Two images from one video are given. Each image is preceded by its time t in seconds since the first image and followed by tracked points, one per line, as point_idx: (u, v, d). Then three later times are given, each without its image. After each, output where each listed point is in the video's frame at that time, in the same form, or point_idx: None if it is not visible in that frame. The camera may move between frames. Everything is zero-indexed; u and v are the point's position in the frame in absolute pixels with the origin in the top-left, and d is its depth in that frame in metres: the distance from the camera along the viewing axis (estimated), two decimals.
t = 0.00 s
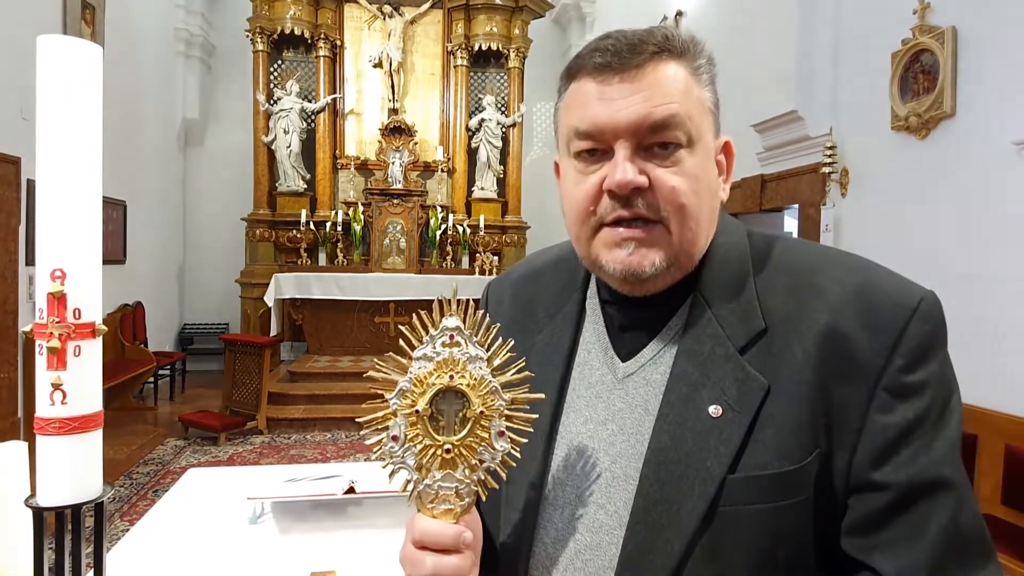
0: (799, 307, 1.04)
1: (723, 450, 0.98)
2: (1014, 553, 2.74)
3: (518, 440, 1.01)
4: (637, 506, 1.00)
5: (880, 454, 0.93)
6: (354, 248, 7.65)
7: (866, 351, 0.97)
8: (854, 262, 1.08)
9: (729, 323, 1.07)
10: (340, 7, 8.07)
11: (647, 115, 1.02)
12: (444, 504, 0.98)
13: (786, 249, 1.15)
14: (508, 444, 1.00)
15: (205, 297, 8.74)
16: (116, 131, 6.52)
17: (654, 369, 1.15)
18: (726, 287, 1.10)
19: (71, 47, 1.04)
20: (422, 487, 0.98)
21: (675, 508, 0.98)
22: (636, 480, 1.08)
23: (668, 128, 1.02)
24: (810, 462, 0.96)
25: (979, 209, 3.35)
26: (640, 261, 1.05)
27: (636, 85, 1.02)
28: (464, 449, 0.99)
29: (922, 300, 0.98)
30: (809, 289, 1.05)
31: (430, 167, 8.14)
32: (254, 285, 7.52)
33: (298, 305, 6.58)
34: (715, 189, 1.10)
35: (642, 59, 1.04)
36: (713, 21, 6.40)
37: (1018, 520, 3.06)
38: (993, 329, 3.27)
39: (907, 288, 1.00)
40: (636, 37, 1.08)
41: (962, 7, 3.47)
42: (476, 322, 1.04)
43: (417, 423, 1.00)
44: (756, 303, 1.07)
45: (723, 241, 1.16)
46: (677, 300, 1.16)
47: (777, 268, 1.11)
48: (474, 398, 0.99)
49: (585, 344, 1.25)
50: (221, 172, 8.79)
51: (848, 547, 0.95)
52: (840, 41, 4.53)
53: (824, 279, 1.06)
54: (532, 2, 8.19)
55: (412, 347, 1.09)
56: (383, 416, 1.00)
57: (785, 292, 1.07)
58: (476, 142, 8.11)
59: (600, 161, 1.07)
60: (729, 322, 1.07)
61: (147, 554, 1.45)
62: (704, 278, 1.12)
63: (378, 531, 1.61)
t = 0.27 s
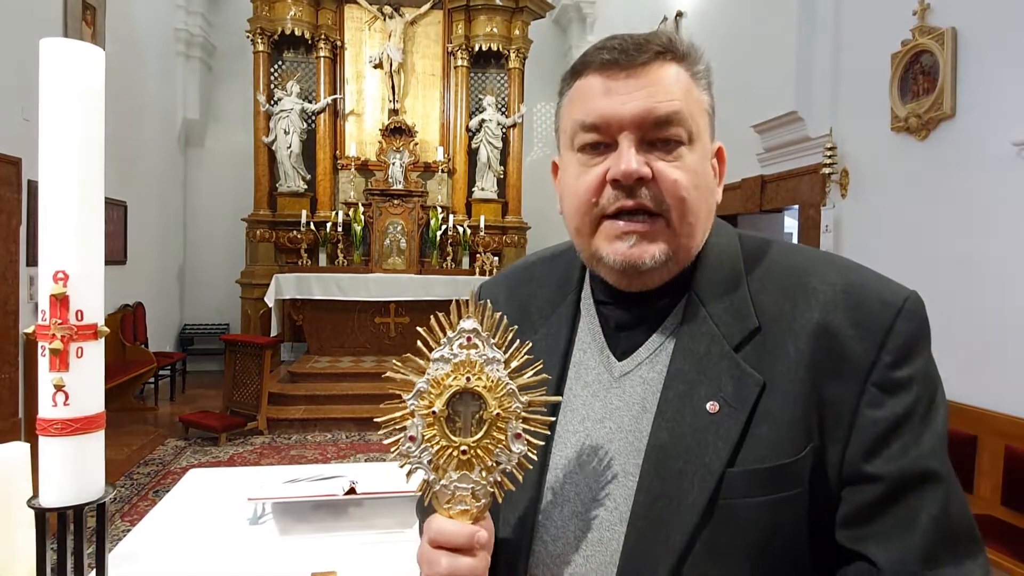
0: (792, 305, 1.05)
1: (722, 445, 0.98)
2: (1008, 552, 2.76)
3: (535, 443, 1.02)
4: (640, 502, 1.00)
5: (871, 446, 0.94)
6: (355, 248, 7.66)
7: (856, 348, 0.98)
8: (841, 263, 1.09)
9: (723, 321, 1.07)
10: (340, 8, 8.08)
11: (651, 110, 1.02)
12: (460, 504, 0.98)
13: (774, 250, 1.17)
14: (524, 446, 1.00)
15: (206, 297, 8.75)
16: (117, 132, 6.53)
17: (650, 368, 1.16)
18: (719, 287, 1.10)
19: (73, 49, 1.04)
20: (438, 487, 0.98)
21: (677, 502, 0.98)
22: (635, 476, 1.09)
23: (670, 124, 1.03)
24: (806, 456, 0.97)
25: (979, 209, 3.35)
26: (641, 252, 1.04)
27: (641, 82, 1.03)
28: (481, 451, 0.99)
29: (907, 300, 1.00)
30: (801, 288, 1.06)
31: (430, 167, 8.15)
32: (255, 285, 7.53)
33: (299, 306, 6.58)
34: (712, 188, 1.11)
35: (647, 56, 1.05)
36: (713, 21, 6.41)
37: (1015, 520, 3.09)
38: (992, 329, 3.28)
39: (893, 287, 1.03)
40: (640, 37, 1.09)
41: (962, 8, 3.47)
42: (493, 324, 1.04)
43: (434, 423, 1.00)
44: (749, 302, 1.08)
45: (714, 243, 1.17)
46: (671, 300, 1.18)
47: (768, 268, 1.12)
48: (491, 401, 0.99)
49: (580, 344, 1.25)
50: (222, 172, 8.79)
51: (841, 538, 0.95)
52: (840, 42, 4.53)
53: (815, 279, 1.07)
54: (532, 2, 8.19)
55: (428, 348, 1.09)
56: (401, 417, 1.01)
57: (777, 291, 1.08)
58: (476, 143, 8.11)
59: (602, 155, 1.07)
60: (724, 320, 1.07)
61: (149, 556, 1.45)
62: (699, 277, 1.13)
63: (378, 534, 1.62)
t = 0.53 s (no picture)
0: (786, 304, 1.06)
1: (722, 440, 0.99)
2: (1005, 551, 2.76)
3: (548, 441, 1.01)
4: (642, 496, 1.00)
5: (865, 440, 0.95)
6: (355, 249, 7.67)
7: (849, 345, 0.99)
8: (834, 264, 1.10)
9: (721, 320, 1.08)
10: (341, 8, 8.09)
11: (656, 111, 1.03)
12: (474, 500, 0.98)
13: (769, 251, 1.18)
14: (538, 444, 0.99)
15: (207, 298, 8.76)
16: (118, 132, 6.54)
17: (650, 366, 1.17)
18: (717, 287, 1.11)
19: (78, 51, 1.05)
20: (452, 483, 0.98)
21: (679, 497, 0.98)
22: (638, 472, 1.09)
23: (673, 126, 1.05)
24: (803, 450, 0.97)
25: (979, 210, 3.36)
26: (644, 249, 1.05)
27: (646, 85, 1.04)
28: (495, 449, 0.99)
29: (897, 299, 1.01)
30: (795, 287, 1.07)
31: (431, 168, 8.16)
32: (256, 286, 7.54)
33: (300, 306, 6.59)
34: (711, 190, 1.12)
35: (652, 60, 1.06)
36: (712, 22, 6.44)
37: (1014, 520, 3.10)
38: (992, 329, 3.28)
39: (883, 287, 1.04)
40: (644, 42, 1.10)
41: (962, 9, 3.48)
42: (509, 322, 1.03)
43: (448, 420, 1.00)
44: (745, 301, 1.08)
45: (710, 245, 1.18)
46: (668, 301, 1.19)
47: (764, 269, 1.13)
48: (505, 399, 0.99)
49: (580, 344, 1.25)
50: (223, 173, 8.81)
51: (836, 529, 0.96)
52: (840, 43, 4.54)
53: (809, 278, 1.08)
54: (533, 3, 8.20)
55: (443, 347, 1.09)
56: (415, 413, 1.01)
57: (773, 291, 1.09)
58: (477, 143, 8.13)
59: (607, 154, 1.08)
60: (721, 319, 1.08)
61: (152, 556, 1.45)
62: (697, 278, 1.13)
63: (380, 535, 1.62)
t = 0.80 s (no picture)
0: (783, 303, 1.07)
1: (722, 437, 0.99)
2: (1007, 551, 2.76)
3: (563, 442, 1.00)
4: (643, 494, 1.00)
5: (861, 437, 0.95)
6: (356, 250, 7.68)
7: (844, 344, 1.00)
8: (830, 265, 1.11)
9: (719, 321, 1.08)
10: (342, 10, 8.11)
11: (654, 116, 1.04)
12: (486, 498, 0.98)
13: (765, 253, 1.18)
14: (552, 445, 0.99)
15: (207, 299, 8.77)
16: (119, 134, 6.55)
17: (650, 366, 1.17)
18: (715, 288, 1.12)
19: (80, 53, 1.06)
20: (466, 479, 0.98)
21: (680, 494, 0.99)
22: (639, 471, 1.10)
23: (672, 131, 1.05)
24: (802, 447, 0.98)
25: (979, 211, 3.36)
26: (642, 251, 1.05)
27: (645, 91, 1.05)
28: (509, 448, 0.99)
29: (890, 300, 1.02)
30: (791, 288, 1.08)
31: (431, 169, 8.17)
32: (256, 287, 7.54)
33: (300, 307, 6.60)
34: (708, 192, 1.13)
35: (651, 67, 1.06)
36: (712, 24, 6.45)
37: (1016, 521, 3.09)
38: (992, 330, 3.29)
39: (877, 288, 1.04)
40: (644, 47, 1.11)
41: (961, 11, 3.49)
42: (527, 324, 1.04)
43: (464, 419, 1.00)
44: (742, 302, 1.09)
45: (708, 247, 1.19)
46: (666, 301, 1.19)
47: (760, 270, 1.14)
48: (521, 399, 0.99)
49: (581, 345, 1.26)
50: (224, 174, 8.82)
51: (833, 524, 0.96)
52: (840, 45, 4.55)
53: (804, 279, 1.08)
54: (533, 5, 8.22)
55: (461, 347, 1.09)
56: (433, 410, 1.01)
57: (769, 292, 1.09)
58: (477, 145, 8.14)
59: (607, 158, 1.08)
60: (720, 319, 1.09)
61: (154, 556, 1.46)
62: (695, 279, 1.14)
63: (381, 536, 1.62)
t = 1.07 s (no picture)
0: (782, 305, 1.07)
1: (723, 438, 0.99)
2: (1005, 552, 2.77)
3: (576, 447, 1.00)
4: (645, 494, 1.01)
5: (860, 437, 0.95)
6: (356, 251, 7.69)
7: (842, 344, 1.00)
8: (828, 266, 1.11)
9: (719, 323, 1.09)
10: (342, 11, 8.12)
11: (654, 120, 1.04)
12: (498, 499, 0.98)
13: (764, 253, 1.19)
14: (564, 449, 0.99)
15: (208, 300, 8.78)
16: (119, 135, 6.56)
17: (652, 367, 1.18)
18: (715, 291, 1.12)
19: (81, 55, 1.06)
20: (479, 479, 0.98)
21: (681, 494, 0.99)
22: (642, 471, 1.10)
23: (669, 134, 1.05)
24: (801, 447, 0.98)
25: (979, 213, 3.36)
26: (643, 253, 1.06)
27: (644, 95, 1.05)
28: (523, 450, 0.98)
29: (889, 300, 1.02)
30: (790, 288, 1.08)
31: (432, 170, 8.18)
32: (257, 288, 7.55)
33: (301, 308, 6.60)
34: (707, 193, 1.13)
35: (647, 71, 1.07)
36: (712, 25, 6.46)
37: (1017, 523, 3.10)
38: (991, 331, 3.29)
39: (875, 288, 1.04)
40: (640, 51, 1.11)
41: (960, 13, 3.49)
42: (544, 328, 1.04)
43: (479, 420, 1.00)
44: (742, 304, 1.09)
45: (708, 248, 1.19)
46: (667, 303, 1.19)
47: (760, 271, 1.14)
48: (536, 402, 0.98)
49: (582, 347, 1.26)
50: (224, 175, 8.83)
51: (834, 523, 0.96)
52: (840, 46, 4.55)
53: (803, 280, 1.08)
54: (533, 6, 8.22)
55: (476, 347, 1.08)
56: (448, 410, 1.01)
57: (768, 292, 1.10)
58: (477, 146, 8.15)
59: (607, 161, 1.09)
60: (720, 321, 1.09)
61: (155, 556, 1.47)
62: (695, 281, 1.14)
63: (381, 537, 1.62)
